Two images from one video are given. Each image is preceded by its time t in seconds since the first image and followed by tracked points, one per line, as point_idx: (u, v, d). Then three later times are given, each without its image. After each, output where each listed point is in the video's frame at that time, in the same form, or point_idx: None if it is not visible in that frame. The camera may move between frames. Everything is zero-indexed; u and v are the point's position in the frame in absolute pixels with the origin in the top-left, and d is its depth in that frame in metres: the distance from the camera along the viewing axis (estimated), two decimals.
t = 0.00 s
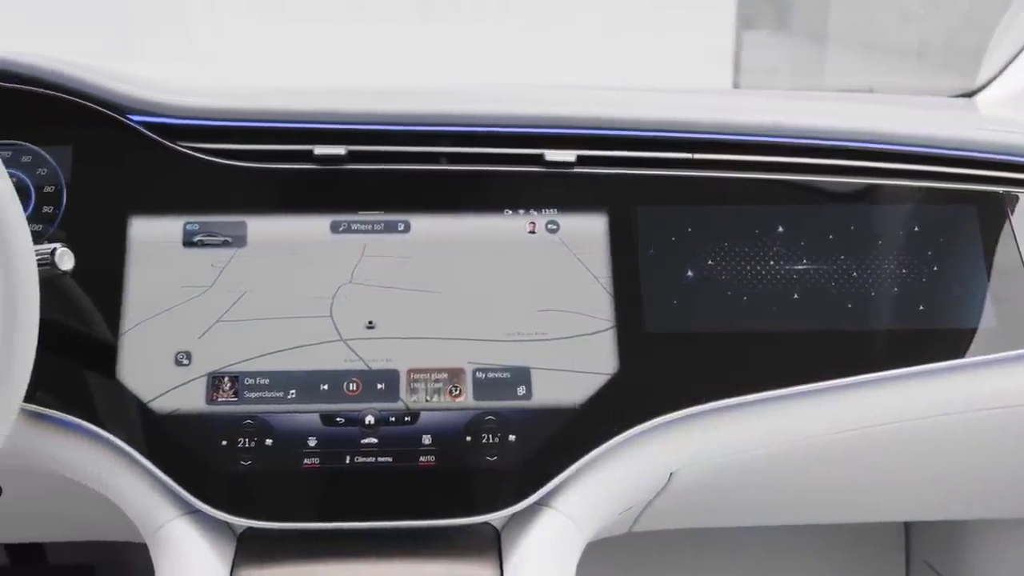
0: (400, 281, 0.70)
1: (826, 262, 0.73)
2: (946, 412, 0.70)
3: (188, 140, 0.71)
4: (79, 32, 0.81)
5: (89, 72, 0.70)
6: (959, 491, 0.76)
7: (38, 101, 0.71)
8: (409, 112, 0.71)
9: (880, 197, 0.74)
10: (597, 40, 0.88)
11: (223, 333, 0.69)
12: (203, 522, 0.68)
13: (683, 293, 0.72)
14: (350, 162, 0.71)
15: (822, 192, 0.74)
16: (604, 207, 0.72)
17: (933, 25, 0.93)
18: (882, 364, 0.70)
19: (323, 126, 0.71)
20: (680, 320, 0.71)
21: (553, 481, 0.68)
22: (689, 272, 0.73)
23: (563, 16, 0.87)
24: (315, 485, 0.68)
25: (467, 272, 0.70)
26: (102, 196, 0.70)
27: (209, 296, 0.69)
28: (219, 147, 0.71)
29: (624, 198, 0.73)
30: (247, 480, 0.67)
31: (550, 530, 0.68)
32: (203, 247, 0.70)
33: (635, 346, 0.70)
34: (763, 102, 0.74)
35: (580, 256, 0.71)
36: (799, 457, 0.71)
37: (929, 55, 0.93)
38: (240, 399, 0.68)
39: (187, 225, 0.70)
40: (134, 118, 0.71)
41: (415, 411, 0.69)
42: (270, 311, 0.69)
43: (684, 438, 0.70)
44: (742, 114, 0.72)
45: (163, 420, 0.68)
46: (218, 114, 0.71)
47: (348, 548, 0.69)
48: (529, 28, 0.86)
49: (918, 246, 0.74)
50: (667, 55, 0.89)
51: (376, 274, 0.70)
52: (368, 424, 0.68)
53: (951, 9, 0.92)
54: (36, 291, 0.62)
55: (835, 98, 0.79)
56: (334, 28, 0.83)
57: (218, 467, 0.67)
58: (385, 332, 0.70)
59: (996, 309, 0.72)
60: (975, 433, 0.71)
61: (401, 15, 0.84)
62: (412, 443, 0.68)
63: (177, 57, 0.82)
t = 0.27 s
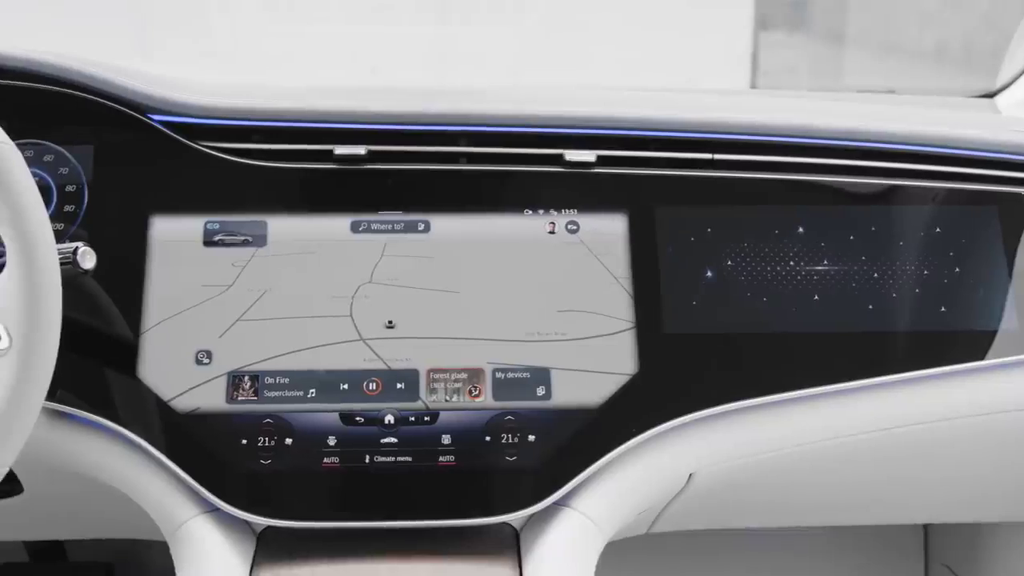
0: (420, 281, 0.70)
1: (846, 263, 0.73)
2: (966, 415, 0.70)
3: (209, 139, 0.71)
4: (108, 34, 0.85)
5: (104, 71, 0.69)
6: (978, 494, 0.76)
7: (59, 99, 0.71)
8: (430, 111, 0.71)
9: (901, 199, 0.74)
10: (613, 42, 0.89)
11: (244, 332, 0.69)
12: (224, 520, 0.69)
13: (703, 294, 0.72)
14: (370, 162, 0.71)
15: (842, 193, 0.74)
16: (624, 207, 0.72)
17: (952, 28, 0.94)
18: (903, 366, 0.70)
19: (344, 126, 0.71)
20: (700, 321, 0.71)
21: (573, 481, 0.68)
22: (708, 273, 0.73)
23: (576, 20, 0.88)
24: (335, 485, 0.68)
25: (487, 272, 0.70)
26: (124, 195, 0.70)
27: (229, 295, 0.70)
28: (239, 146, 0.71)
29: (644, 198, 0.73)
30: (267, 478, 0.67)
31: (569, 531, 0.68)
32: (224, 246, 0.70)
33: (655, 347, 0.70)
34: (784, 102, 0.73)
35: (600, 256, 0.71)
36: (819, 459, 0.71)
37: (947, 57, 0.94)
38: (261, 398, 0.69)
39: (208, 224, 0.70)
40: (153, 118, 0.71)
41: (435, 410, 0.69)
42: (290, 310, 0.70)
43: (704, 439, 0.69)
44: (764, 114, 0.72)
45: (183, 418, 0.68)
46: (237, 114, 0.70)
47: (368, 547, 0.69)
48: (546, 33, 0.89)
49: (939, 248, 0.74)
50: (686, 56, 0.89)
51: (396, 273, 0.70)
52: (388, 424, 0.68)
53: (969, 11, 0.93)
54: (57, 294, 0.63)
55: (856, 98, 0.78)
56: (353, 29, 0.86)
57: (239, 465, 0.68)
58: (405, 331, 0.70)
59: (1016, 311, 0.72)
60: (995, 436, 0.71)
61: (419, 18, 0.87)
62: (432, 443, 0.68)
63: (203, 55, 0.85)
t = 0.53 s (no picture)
0: (439, 281, 0.70)
1: (866, 264, 0.73)
2: (987, 417, 0.70)
3: (229, 139, 0.71)
4: (132, 36, 0.88)
5: (126, 71, 0.70)
6: (998, 496, 0.75)
7: (80, 99, 0.71)
8: (450, 111, 0.71)
9: (921, 200, 0.74)
10: (628, 43, 0.91)
11: (263, 331, 0.70)
12: (243, 519, 0.69)
13: (721, 295, 0.72)
14: (389, 161, 0.71)
15: (862, 194, 0.74)
16: (643, 207, 0.72)
17: (969, 28, 0.94)
18: (924, 367, 0.70)
19: (363, 126, 0.71)
20: (719, 321, 0.71)
21: (592, 481, 0.68)
22: (727, 274, 0.72)
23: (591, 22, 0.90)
24: (354, 484, 0.68)
25: (506, 272, 0.70)
26: (145, 194, 0.70)
27: (249, 294, 0.70)
28: (259, 146, 0.71)
29: (663, 198, 0.73)
30: (286, 477, 0.68)
31: (588, 532, 0.68)
32: (244, 245, 0.70)
33: (674, 348, 0.70)
34: (804, 102, 0.73)
35: (619, 257, 0.71)
36: (838, 461, 0.71)
37: (965, 56, 0.93)
38: (280, 397, 0.69)
39: (228, 224, 0.70)
40: (174, 117, 0.71)
41: (454, 410, 0.69)
42: (310, 309, 0.70)
43: (723, 440, 0.69)
44: (783, 115, 0.72)
45: (202, 417, 0.68)
46: (258, 113, 0.71)
47: (386, 547, 0.69)
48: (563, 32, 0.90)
49: (959, 250, 0.74)
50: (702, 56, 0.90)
51: (415, 273, 0.70)
52: (407, 423, 0.69)
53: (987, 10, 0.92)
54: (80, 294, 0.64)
55: (875, 99, 0.78)
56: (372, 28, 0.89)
57: (258, 464, 0.68)
58: (424, 331, 0.70)
59: None
60: (1016, 438, 0.71)
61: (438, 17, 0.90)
62: (451, 443, 0.69)
63: (225, 55, 0.88)
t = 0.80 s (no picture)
0: (459, 281, 0.70)
1: (887, 266, 0.73)
2: (1009, 420, 0.70)
3: (249, 139, 0.71)
4: (183, 47, 0.95)
5: (147, 71, 0.70)
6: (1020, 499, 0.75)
7: (102, 99, 0.71)
8: (471, 111, 0.71)
9: (942, 201, 0.73)
10: (642, 41, 0.93)
11: (284, 331, 0.70)
12: (263, 518, 0.69)
13: (741, 296, 0.72)
14: (410, 161, 0.71)
15: (884, 195, 0.73)
16: (664, 208, 0.72)
17: (991, 27, 0.95)
18: (945, 369, 0.70)
19: (384, 126, 0.71)
20: (740, 323, 0.71)
21: (612, 482, 0.68)
22: (747, 275, 0.72)
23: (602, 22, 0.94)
24: (374, 484, 0.68)
25: (526, 272, 0.71)
26: (166, 194, 0.70)
27: (270, 294, 0.70)
28: (280, 146, 0.71)
29: (683, 199, 0.72)
30: (307, 476, 0.68)
31: (608, 532, 0.68)
32: (265, 245, 0.70)
33: (695, 348, 0.70)
34: (826, 103, 0.73)
35: (640, 257, 0.71)
36: (859, 463, 0.70)
37: (984, 55, 0.94)
38: (301, 396, 0.69)
39: (249, 224, 0.70)
40: (196, 117, 0.71)
41: (474, 410, 0.69)
42: (330, 309, 0.70)
43: (744, 441, 0.69)
44: (805, 116, 0.71)
45: (223, 415, 0.68)
46: (278, 113, 0.70)
47: (406, 546, 0.69)
48: (576, 31, 0.94)
49: (981, 251, 0.73)
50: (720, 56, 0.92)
51: (436, 273, 0.70)
52: (427, 423, 0.69)
53: (1007, 11, 0.94)
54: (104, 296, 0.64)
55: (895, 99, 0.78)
56: (390, 29, 0.95)
57: (278, 463, 0.68)
58: (444, 331, 0.70)
59: None
60: None
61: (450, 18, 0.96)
62: (471, 443, 0.69)
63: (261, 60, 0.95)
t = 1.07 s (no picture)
0: (481, 281, 0.70)
1: (910, 267, 0.73)
2: None
3: (272, 139, 0.71)
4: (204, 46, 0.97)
5: (172, 71, 0.70)
6: None
7: (125, 98, 0.72)
8: (494, 111, 0.71)
9: (965, 202, 0.73)
10: (660, 41, 0.94)
11: (306, 330, 0.70)
12: (285, 516, 0.69)
13: (763, 297, 0.71)
14: (432, 161, 0.71)
15: (908, 196, 0.73)
16: (686, 209, 0.72)
17: (1011, 27, 0.95)
18: (969, 371, 0.70)
19: (407, 126, 0.71)
20: (762, 324, 0.71)
21: (635, 483, 0.68)
22: (769, 276, 0.72)
23: (621, 23, 0.95)
24: (396, 483, 0.68)
25: (548, 273, 0.70)
26: (190, 193, 0.71)
27: (292, 293, 0.70)
28: (303, 145, 0.71)
29: (706, 200, 0.72)
30: (329, 476, 0.68)
31: (630, 533, 0.68)
32: (287, 244, 0.70)
33: (717, 349, 0.70)
34: (848, 103, 0.73)
35: (662, 258, 0.71)
36: (881, 464, 0.70)
37: (1005, 56, 0.94)
38: (322, 395, 0.69)
39: (271, 224, 0.71)
40: (219, 117, 0.71)
41: (496, 410, 0.69)
42: (352, 309, 0.70)
43: (767, 442, 0.69)
44: (827, 116, 0.72)
45: (246, 414, 0.68)
46: (302, 113, 0.71)
47: (427, 546, 0.69)
48: (590, 32, 0.95)
49: (1006, 253, 0.73)
50: (736, 57, 0.93)
51: (458, 273, 0.70)
52: (449, 423, 0.69)
53: None
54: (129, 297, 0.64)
55: (916, 99, 0.78)
56: (409, 29, 0.96)
57: (300, 463, 0.68)
58: (466, 331, 0.70)
59: None
60: None
61: (467, 19, 0.97)
62: (492, 443, 0.69)
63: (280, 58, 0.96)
